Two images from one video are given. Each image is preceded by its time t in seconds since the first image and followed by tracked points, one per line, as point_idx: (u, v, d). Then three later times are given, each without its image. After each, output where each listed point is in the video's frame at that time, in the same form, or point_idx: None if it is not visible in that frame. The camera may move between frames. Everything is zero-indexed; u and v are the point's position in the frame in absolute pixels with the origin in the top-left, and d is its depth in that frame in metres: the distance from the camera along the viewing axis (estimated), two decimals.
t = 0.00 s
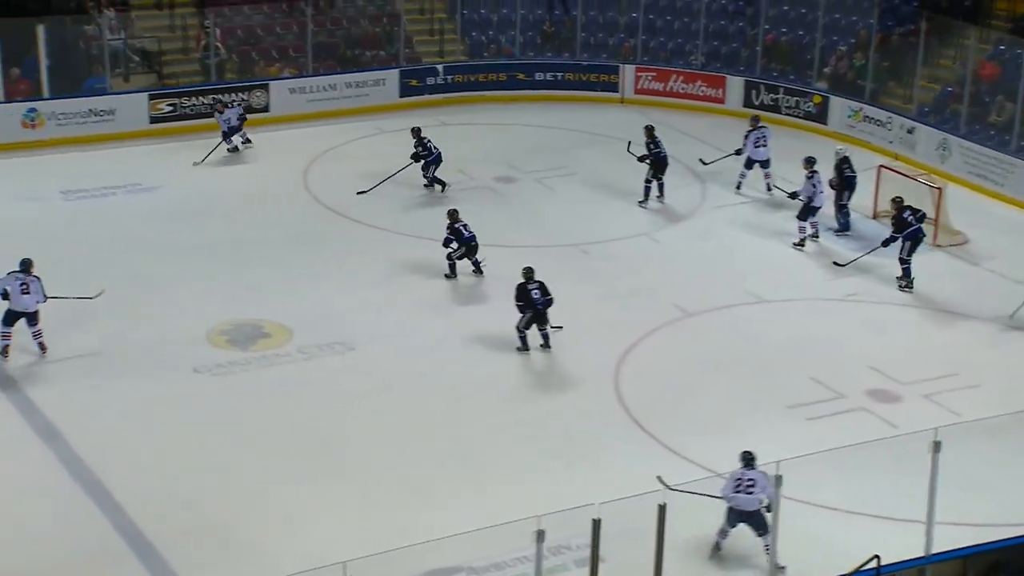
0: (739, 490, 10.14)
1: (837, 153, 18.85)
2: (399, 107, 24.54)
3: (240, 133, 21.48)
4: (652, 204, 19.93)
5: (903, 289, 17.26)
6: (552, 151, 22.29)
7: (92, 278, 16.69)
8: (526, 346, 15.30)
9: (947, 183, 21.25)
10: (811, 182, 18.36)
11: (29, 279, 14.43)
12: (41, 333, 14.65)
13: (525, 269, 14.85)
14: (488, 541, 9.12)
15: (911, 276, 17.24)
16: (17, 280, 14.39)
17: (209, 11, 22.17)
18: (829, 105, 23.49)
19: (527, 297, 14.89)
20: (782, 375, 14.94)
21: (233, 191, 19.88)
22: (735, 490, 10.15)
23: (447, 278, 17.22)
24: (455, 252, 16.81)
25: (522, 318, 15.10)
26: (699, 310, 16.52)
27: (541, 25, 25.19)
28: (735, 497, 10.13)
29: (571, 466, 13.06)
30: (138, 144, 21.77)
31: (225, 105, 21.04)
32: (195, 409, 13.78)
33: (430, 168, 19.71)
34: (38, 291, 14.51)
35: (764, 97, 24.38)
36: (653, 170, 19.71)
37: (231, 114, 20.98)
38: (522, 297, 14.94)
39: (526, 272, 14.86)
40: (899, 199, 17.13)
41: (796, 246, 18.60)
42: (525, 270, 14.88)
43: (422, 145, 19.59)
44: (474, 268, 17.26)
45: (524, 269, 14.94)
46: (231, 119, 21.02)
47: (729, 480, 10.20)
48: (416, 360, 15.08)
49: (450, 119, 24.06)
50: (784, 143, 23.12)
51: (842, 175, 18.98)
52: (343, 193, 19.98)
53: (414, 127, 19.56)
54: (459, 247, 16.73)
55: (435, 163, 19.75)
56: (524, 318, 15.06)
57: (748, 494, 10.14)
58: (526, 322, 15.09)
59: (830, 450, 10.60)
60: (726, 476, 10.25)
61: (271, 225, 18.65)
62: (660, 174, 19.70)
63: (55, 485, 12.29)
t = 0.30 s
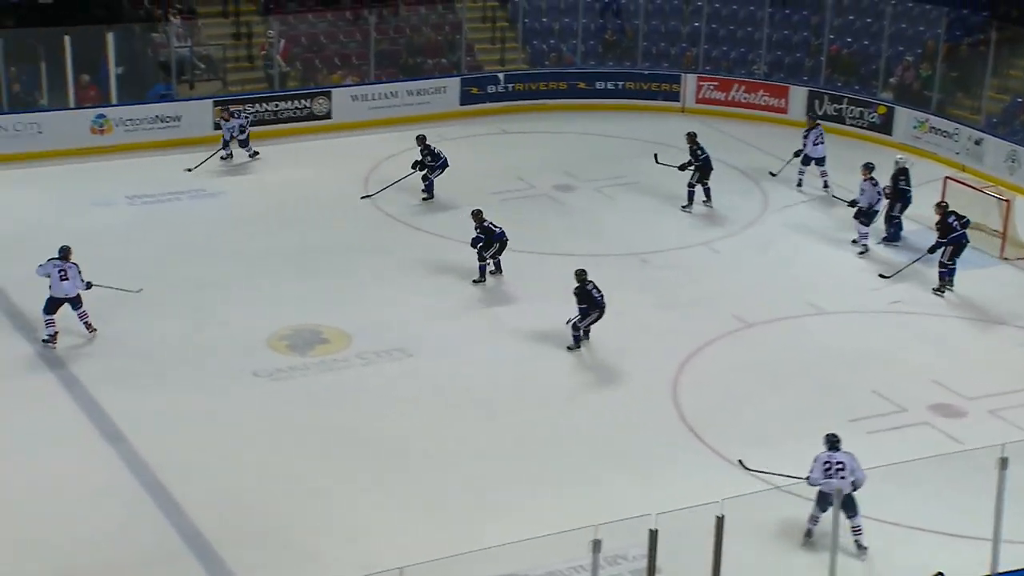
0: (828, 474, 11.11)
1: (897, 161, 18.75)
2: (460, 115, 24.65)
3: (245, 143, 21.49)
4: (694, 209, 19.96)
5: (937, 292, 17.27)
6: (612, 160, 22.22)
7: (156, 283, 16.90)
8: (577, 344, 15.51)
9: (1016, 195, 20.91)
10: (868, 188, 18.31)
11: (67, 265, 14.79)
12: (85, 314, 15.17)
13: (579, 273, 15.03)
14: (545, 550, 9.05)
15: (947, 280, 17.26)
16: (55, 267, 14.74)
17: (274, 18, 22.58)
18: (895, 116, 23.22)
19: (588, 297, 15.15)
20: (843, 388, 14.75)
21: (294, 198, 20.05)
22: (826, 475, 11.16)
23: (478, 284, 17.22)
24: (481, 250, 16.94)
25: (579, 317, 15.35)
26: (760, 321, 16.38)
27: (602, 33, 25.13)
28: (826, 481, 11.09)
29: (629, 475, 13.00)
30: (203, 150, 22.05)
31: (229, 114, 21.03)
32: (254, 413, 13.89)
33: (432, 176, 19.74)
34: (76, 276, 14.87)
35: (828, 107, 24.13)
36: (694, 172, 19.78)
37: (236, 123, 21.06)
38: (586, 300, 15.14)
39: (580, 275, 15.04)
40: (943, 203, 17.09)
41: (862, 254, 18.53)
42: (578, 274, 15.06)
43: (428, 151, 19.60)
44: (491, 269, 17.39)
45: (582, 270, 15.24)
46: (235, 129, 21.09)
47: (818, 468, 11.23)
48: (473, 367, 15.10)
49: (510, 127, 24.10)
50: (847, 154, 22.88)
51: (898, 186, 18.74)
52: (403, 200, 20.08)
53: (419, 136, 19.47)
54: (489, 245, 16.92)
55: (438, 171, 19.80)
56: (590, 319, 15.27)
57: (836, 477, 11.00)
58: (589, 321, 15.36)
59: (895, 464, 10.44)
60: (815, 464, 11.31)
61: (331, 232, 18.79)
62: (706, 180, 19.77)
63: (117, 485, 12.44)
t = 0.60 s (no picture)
0: (904, 455, 11.36)
1: (950, 167, 18.58)
2: (512, 117, 24.72)
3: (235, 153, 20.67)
4: (730, 208, 20.05)
5: (974, 292, 17.27)
6: (665, 163, 22.14)
7: (210, 282, 17.06)
8: (632, 345, 15.48)
9: None
10: (925, 190, 18.27)
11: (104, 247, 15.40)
12: (114, 301, 15.69)
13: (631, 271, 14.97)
14: (593, 552, 8.97)
15: (984, 280, 17.24)
16: (93, 249, 15.41)
17: (329, 19, 22.56)
18: (953, 121, 22.94)
19: (641, 294, 15.09)
20: (897, 394, 14.57)
21: (347, 199, 20.18)
22: (900, 456, 11.39)
23: (497, 287, 17.14)
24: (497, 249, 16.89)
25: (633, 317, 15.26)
26: (813, 327, 16.22)
27: (656, 36, 25.10)
28: (903, 463, 11.35)
29: (678, 478, 12.92)
30: (257, 151, 22.26)
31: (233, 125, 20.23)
32: (306, 412, 13.99)
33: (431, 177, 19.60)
34: (113, 259, 15.44)
35: (884, 112, 23.94)
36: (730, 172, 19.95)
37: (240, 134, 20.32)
38: (643, 297, 15.11)
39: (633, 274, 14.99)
40: (976, 202, 16.78)
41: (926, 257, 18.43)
42: (630, 273, 15.00)
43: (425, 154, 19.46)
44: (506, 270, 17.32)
45: (630, 271, 15.07)
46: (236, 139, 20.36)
47: (893, 449, 11.40)
48: (523, 369, 15.09)
49: (562, 130, 24.10)
50: (902, 159, 22.68)
51: (950, 192, 18.44)
52: (454, 202, 20.15)
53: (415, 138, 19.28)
54: (507, 243, 16.84)
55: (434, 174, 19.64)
56: (646, 316, 15.19)
57: (915, 459, 11.34)
58: (645, 320, 15.28)
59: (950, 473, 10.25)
60: (888, 444, 11.43)
61: (383, 233, 18.87)
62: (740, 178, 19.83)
63: (170, 481, 12.57)
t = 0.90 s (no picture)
0: (969, 437, 11.66)
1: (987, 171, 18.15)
2: (551, 118, 24.75)
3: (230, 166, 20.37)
4: (754, 207, 19.97)
5: (994, 290, 17.24)
6: (705, 164, 22.06)
7: (250, 280, 17.17)
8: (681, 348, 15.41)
9: None
10: (968, 190, 18.14)
11: (128, 225, 16.10)
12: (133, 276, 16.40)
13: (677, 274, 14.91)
14: (630, 555, 8.88)
15: (1006, 279, 17.20)
16: (116, 226, 16.09)
17: (369, 20, 22.55)
18: (998, 124, 22.80)
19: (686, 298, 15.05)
20: (939, 399, 14.41)
21: (386, 198, 20.25)
22: (966, 437, 11.66)
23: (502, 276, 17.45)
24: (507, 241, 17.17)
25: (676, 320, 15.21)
26: (854, 330, 16.08)
27: (697, 38, 25.02)
28: (971, 444, 11.63)
29: (716, 481, 12.84)
30: (297, 150, 22.39)
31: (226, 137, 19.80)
32: (344, 410, 14.05)
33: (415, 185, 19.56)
34: (135, 236, 16.16)
35: (928, 114, 23.78)
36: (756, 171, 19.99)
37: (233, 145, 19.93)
38: (687, 301, 15.05)
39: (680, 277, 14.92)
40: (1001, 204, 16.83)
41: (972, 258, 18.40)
42: (676, 276, 14.93)
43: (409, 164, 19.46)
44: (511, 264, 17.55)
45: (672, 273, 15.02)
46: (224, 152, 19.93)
47: (959, 431, 11.66)
48: (561, 369, 15.07)
49: (602, 131, 24.06)
50: (946, 162, 22.51)
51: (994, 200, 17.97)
52: (493, 202, 20.18)
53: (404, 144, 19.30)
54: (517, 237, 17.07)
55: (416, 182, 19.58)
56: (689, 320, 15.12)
57: (980, 440, 11.65)
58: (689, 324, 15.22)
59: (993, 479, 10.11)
60: (954, 426, 11.70)
61: (422, 233, 18.92)
62: (761, 176, 19.87)
63: (209, 478, 12.64)
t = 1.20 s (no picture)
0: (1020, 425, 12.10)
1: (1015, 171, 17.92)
2: (575, 118, 24.73)
3: (226, 178, 19.55)
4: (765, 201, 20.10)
5: (1007, 292, 17.15)
6: (730, 165, 21.99)
7: (274, 279, 17.24)
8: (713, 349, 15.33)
9: None
10: (984, 194, 17.86)
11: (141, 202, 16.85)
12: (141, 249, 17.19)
13: (701, 277, 14.71)
14: (654, 554, 8.81)
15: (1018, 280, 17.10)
16: (130, 201, 16.85)
17: (394, 19, 22.54)
18: None
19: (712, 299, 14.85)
20: (965, 400, 14.33)
21: (410, 197, 20.30)
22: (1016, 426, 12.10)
23: (525, 270, 17.65)
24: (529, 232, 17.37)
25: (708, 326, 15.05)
26: (878, 331, 16.00)
27: (722, 38, 24.95)
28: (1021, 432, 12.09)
29: (739, 482, 12.79)
30: (321, 149, 22.46)
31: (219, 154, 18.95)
32: (366, 408, 14.09)
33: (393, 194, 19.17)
34: (146, 212, 16.92)
35: (955, 115, 23.64)
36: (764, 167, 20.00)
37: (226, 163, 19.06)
38: (713, 302, 14.87)
39: (704, 279, 14.72)
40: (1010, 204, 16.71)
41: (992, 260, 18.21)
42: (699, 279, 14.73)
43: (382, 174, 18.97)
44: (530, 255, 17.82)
45: (699, 279, 14.73)
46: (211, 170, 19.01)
47: (1008, 421, 12.10)
48: (583, 368, 15.07)
49: (627, 131, 24.02)
50: (974, 162, 22.36)
51: None
52: (517, 201, 20.21)
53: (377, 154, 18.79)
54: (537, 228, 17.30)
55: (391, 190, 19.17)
56: (721, 323, 14.93)
57: None
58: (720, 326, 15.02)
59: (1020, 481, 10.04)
60: (1001, 417, 12.12)
61: (445, 232, 18.95)
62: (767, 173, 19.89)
63: (233, 475, 12.70)
